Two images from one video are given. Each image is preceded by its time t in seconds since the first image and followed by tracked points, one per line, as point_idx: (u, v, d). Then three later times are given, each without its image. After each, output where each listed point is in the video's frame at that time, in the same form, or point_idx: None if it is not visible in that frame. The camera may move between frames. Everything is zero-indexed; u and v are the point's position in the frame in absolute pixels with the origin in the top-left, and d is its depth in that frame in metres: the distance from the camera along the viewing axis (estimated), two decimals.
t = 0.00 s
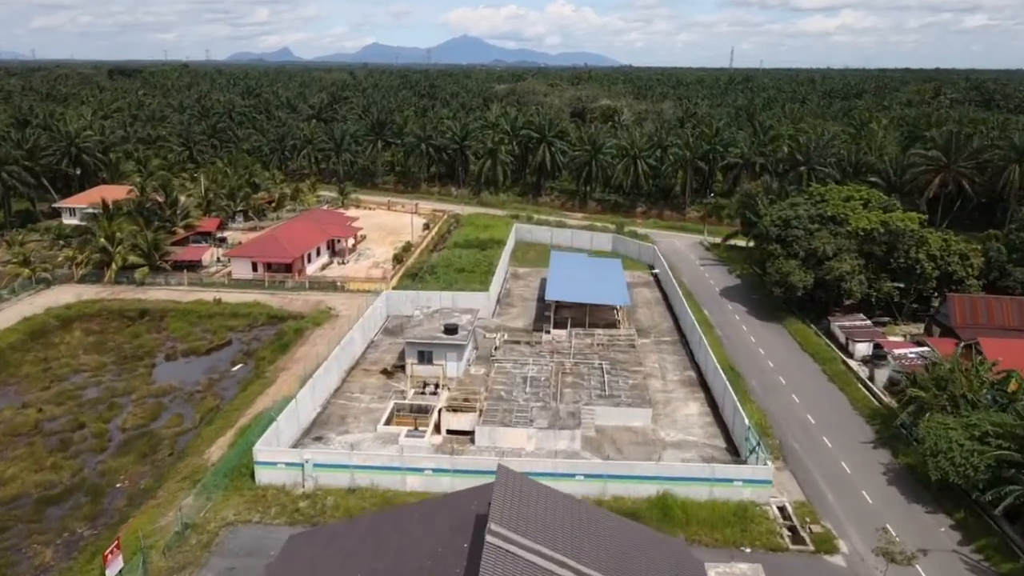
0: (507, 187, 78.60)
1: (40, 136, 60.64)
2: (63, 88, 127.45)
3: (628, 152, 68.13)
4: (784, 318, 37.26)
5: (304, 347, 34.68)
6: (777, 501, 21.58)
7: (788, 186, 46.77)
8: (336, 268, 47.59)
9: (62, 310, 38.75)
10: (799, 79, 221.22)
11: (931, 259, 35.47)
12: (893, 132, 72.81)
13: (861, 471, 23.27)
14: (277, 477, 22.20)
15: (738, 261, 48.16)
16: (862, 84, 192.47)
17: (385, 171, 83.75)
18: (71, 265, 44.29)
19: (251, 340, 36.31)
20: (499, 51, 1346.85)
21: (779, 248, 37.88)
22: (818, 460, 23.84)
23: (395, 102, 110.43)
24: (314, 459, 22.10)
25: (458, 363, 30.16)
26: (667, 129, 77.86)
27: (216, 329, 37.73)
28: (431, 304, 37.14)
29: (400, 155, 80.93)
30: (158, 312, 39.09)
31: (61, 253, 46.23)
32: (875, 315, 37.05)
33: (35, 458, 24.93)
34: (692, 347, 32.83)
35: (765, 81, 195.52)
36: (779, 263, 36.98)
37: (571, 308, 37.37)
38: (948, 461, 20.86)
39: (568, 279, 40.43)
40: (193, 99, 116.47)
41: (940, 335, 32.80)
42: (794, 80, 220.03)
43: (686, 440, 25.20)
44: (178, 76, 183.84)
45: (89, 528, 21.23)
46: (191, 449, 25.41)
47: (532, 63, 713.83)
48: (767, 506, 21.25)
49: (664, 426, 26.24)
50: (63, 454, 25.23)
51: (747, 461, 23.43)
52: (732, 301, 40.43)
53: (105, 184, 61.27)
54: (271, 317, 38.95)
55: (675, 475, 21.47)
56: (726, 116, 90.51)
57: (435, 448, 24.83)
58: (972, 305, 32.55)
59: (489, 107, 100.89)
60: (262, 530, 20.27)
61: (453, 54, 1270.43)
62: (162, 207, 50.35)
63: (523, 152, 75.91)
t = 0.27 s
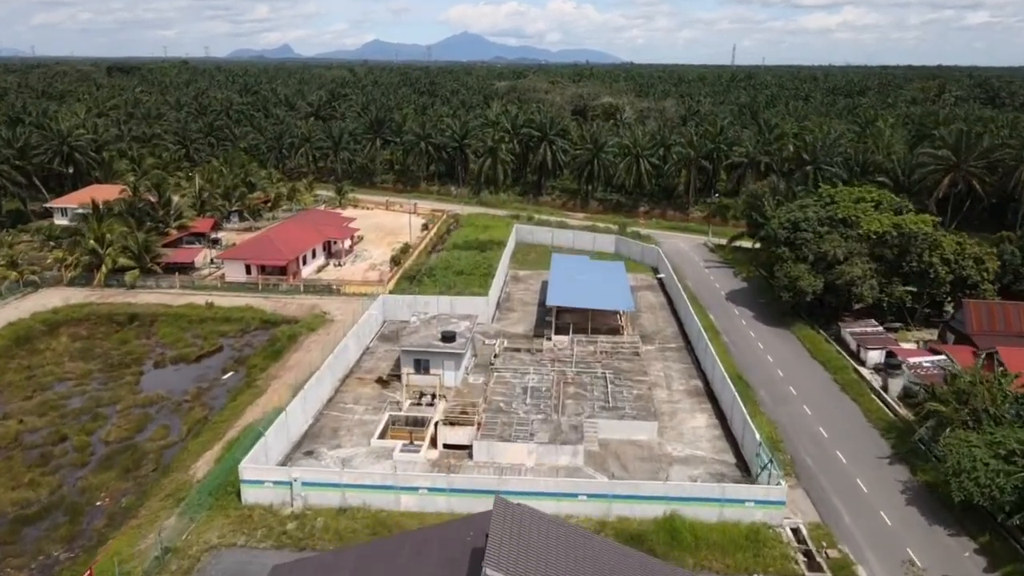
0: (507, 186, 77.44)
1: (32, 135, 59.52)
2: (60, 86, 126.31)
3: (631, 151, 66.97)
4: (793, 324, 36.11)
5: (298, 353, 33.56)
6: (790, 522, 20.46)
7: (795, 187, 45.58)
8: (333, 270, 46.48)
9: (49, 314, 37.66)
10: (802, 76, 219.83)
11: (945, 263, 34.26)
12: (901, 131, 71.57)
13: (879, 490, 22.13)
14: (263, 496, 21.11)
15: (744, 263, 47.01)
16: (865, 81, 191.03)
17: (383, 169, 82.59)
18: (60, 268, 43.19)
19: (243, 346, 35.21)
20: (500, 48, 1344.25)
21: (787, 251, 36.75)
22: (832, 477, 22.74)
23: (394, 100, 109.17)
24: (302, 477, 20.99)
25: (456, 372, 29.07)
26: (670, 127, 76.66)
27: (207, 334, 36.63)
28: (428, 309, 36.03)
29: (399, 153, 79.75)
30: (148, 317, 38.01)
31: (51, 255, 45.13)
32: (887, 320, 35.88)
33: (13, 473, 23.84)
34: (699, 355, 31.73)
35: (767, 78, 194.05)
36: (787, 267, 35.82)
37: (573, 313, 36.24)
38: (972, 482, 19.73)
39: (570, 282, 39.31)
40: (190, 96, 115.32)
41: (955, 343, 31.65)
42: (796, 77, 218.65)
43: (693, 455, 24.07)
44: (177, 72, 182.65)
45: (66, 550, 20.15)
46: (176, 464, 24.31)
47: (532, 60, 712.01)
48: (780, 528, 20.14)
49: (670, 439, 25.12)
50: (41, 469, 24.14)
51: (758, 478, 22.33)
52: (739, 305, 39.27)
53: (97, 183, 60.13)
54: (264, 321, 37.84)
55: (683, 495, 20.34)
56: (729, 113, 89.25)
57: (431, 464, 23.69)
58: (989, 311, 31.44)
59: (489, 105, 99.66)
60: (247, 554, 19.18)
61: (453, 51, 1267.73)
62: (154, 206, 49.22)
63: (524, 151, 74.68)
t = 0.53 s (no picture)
0: (508, 186, 76.28)
1: (24, 135, 58.51)
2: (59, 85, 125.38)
3: (634, 151, 65.82)
4: (804, 332, 34.93)
5: (291, 362, 32.49)
6: (807, 548, 19.29)
7: (805, 189, 44.38)
8: (330, 274, 45.38)
9: (37, 320, 36.62)
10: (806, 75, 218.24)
11: (961, 269, 32.92)
12: (909, 131, 70.23)
13: (899, 512, 20.96)
14: (250, 518, 20.03)
15: (751, 267, 45.82)
16: (870, 79, 189.41)
17: (383, 169, 81.52)
18: (50, 272, 42.17)
19: (235, 353, 34.12)
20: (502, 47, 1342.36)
21: (797, 256, 35.61)
22: (849, 498, 21.62)
23: (394, 98, 107.99)
24: (289, 499, 19.89)
25: (454, 383, 28.02)
26: (674, 127, 75.43)
27: (199, 340, 35.56)
28: (426, 315, 34.96)
29: (399, 153, 78.64)
30: (139, 323, 36.98)
31: (41, 258, 44.13)
32: (900, 327, 34.70)
33: None
34: (707, 365, 30.62)
35: (771, 77, 192.40)
36: (798, 272, 34.64)
37: (576, 321, 35.15)
38: (1000, 506, 18.58)
39: (573, 287, 38.18)
40: (190, 95, 114.27)
41: (972, 352, 30.49)
42: (800, 76, 217.09)
43: (703, 473, 22.92)
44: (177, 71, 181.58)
45: None
46: (161, 481, 23.23)
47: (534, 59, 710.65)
48: (795, 554, 19.00)
49: (678, 456, 23.96)
50: (19, 487, 23.09)
51: (771, 500, 21.17)
52: (747, 312, 38.12)
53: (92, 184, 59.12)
54: (257, 328, 36.76)
55: (694, 519, 19.20)
56: (734, 113, 88.01)
57: (426, 482, 22.57)
58: (1007, 321, 30.30)
59: (491, 104, 98.51)
60: None
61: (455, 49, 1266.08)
62: (147, 208, 48.15)
63: (526, 150, 73.50)
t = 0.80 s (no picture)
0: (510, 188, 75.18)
1: (18, 136, 57.51)
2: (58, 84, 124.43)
3: (638, 152, 64.70)
4: (816, 340, 33.79)
5: (285, 371, 31.41)
6: None
7: (815, 192, 43.24)
8: (327, 278, 44.35)
9: (25, 327, 35.59)
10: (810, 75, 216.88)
11: (979, 276, 31.85)
12: (919, 132, 69.01)
13: (922, 537, 19.87)
14: (236, 544, 18.97)
15: (759, 272, 44.70)
16: (875, 79, 187.95)
17: (384, 170, 80.49)
18: (41, 276, 41.17)
19: (228, 362, 33.07)
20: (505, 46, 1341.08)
21: (809, 262, 34.45)
22: (868, 521, 20.51)
23: (396, 98, 106.92)
24: (278, 523, 18.84)
25: (453, 396, 26.94)
26: (679, 127, 74.28)
27: (191, 348, 34.50)
28: (425, 323, 33.89)
29: (399, 154, 77.58)
30: (130, 330, 35.94)
31: (32, 261, 43.15)
32: (915, 336, 33.57)
33: None
34: (715, 375, 29.49)
35: (775, 77, 191.06)
36: (809, 279, 33.49)
37: (580, 329, 34.05)
38: None
39: (576, 293, 37.05)
40: (190, 94, 113.25)
41: (992, 363, 29.38)
42: (805, 76, 215.71)
43: (714, 494, 21.79)
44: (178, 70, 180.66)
45: None
46: (145, 500, 22.17)
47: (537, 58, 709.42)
48: None
49: (687, 474, 22.85)
50: None
51: (787, 523, 20.08)
52: (756, 318, 36.99)
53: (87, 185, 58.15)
54: (251, 334, 35.71)
55: (706, 546, 18.09)
56: (740, 113, 86.82)
57: (423, 503, 21.49)
58: None
59: (493, 104, 97.46)
60: None
61: (458, 48, 1265.17)
62: (142, 210, 47.11)
63: (529, 151, 72.41)
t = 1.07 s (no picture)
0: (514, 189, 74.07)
1: (14, 136, 56.61)
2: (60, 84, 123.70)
3: (644, 154, 63.52)
4: (830, 350, 32.59)
5: (280, 382, 30.33)
6: None
7: (827, 195, 42.01)
8: (326, 283, 43.29)
9: (14, 334, 34.61)
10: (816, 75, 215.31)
11: (1001, 284, 30.56)
12: (931, 133, 67.67)
13: (950, 567, 18.69)
14: (222, 572, 17.91)
15: (769, 278, 43.49)
16: (882, 79, 186.40)
17: (386, 171, 79.47)
18: (33, 281, 40.24)
19: (222, 371, 32.02)
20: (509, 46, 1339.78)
21: (822, 269, 33.25)
22: (892, 548, 19.38)
23: (399, 99, 105.88)
24: (266, 551, 17.79)
25: (454, 410, 25.85)
26: (686, 128, 73.06)
27: (185, 356, 33.46)
28: (426, 332, 32.81)
29: (402, 154, 76.52)
30: (121, 337, 34.93)
31: (25, 265, 42.22)
32: (933, 345, 32.34)
33: None
34: (727, 388, 28.34)
35: (781, 76, 189.61)
36: (823, 286, 32.28)
37: (585, 338, 32.91)
38: None
39: (581, 300, 35.90)
40: (191, 94, 112.36)
41: (1015, 376, 28.20)
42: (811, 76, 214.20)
43: (727, 518, 20.65)
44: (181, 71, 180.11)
45: None
46: (130, 521, 21.11)
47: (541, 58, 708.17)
48: None
49: (699, 496, 21.71)
50: None
51: (805, 551, 18.94)
52: (767, 327, 35.79)
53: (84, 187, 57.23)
54: (246, 342, 34.65)
55: None
56: (747, 113, 85.59)
57: (421, 526, 20.39)
58: None
59: (497, 104, 96.39)
60: None
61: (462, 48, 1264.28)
62: (138, 212, 46.11)
63: (533, 152, 71.28)
